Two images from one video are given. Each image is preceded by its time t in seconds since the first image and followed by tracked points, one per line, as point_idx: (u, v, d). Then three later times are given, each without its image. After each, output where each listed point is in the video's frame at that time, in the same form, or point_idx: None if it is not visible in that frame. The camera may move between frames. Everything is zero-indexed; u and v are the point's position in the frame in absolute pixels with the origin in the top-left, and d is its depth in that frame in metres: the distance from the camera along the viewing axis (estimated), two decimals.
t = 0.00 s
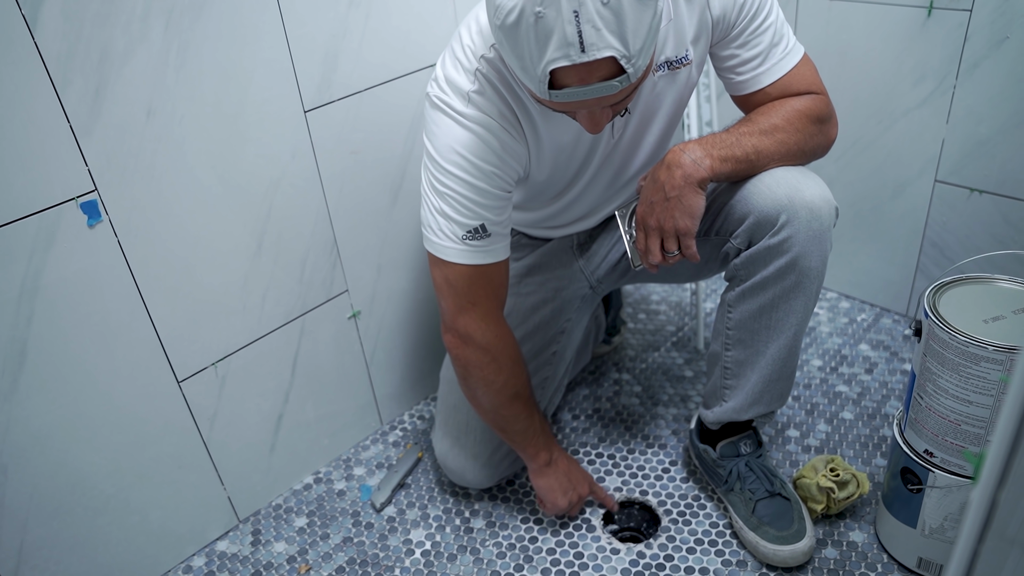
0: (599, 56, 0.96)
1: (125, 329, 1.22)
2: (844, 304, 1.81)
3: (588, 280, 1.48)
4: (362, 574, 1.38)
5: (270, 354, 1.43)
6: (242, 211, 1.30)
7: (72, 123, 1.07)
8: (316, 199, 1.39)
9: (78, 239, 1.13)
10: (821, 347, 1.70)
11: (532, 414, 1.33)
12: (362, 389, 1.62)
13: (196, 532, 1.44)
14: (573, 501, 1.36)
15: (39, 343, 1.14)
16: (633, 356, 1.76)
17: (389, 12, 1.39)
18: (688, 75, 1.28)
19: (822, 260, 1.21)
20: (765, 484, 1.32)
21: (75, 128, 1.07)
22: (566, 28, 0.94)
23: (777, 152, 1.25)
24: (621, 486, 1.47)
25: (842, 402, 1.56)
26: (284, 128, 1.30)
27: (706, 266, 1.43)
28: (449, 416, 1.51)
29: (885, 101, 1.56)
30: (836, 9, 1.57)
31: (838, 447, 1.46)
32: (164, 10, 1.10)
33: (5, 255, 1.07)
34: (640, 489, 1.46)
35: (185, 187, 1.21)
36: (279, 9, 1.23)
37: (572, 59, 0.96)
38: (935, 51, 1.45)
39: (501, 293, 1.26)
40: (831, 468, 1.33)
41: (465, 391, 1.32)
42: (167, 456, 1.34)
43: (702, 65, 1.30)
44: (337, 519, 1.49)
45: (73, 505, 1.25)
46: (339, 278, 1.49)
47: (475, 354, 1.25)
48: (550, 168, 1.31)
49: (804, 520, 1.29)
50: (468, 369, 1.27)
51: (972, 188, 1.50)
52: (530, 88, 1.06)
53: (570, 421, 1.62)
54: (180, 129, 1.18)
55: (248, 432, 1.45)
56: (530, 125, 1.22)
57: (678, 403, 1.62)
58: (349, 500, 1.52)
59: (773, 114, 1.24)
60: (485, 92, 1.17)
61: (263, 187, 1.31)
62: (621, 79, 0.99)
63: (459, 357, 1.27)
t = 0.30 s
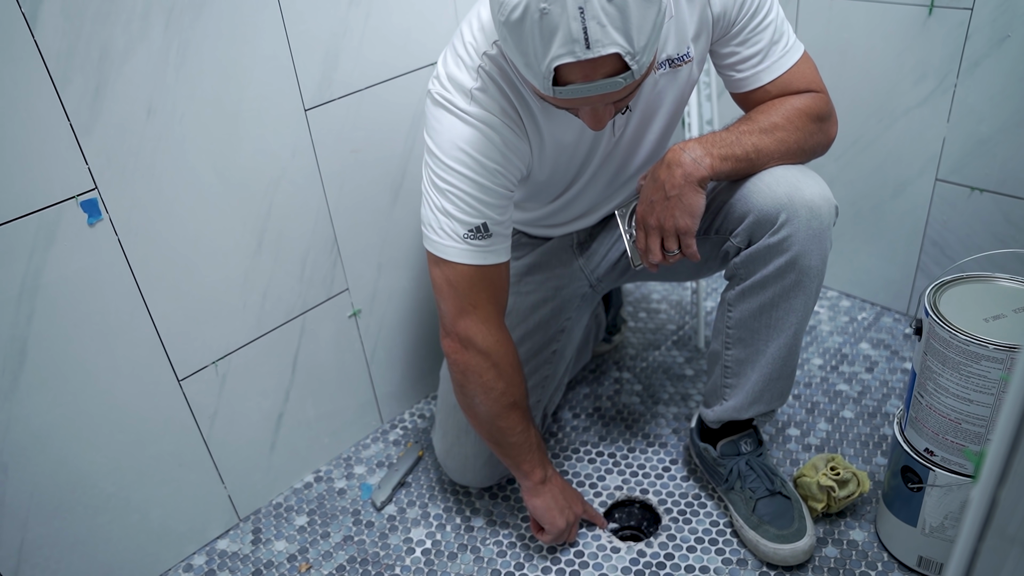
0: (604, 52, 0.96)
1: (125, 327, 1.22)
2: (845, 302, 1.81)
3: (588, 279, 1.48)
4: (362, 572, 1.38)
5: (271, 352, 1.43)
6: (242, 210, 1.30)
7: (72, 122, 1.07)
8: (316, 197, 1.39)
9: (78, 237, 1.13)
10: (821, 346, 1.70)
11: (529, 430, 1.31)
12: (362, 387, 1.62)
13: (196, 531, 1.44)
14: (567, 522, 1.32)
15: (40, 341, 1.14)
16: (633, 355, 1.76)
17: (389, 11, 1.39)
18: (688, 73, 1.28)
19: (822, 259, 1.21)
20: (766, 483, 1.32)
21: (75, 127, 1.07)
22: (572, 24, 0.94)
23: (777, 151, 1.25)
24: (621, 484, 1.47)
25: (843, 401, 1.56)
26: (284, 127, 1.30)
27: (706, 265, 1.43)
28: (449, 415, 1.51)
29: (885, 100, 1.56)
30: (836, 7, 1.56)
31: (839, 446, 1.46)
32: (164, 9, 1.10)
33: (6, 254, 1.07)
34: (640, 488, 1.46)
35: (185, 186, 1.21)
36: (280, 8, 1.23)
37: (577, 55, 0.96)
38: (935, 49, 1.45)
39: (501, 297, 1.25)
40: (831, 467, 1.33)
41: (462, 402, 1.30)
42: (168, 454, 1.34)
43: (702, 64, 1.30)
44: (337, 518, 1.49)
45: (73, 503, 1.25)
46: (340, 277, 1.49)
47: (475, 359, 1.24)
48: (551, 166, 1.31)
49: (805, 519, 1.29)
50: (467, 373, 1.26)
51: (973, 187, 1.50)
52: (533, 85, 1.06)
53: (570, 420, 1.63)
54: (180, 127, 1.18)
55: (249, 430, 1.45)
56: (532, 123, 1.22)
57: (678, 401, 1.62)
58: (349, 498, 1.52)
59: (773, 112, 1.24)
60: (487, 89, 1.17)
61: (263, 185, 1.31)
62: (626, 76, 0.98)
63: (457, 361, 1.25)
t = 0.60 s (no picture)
0: (590, 36, 0.95)
1: (125, 323, 1.22)
2: (844, 300, 1.81)
3: (587, 276, 1.48)
4: (362, 569, 1.38)
5: (271, 349, 1.43)
6: (241, 207, 1.30)
7: (72, 118, 1.07)
8: (315, 193, 1.39)
9: (77, 234, 1.13)
10: (821, 343, 1.70)
11: (552, 377, 1.37)
12: (362, 384, 1.62)
13: (196, 527, 1.44)
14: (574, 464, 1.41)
15: (39, 337, 1.14)
16: (633, 352, 1.76)
17: (389, 7, 1.38)
18: (687, 69, 1.27)
19: (820, 256, 1.21)
20: (765, 479, 1.32)
21: (74, 124, 1.07)
22: (558, 8, 0.94)
23: (775, 148, 1.25)
24: (621, 481, 1.47)
25: (842, 398, 1.56)
26: (283, 123, 1.30)
27: (705, 262, 1.42)
28: (449, 412, 1.51)
29: (886, 97, 1.56)
30: (836, 4, 1.56)
31: (838, 443, 1.46)
32: (163, 5, 1.10)
33: (5, 250, 1.07)
34: (640, 485, 1.46)
35: (183, 182, 1.21)
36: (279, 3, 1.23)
37: (563, 39, 0.96)
38: (935, 46, 1.45)
39: (508, 267, 1.28)
40: (830, 464, 1.33)
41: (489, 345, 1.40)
42: (167, 451, 1.34)
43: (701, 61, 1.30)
44: (337, 515, 1.49)
45: (73, 500, 1.25)
46: (339, 273, 1.49)
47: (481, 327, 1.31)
48: (543, 158, 1.31)
49: (804, 515, 1.29)
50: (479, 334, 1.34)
51: (973, 184, 1.50)
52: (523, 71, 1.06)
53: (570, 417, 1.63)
54: (179, 124, 1.17)
55: (248, 427, 1.45)
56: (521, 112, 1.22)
57: (678, 398, 1.62)
58: (349, 495, 1.53)
59: (771, 110, 1.24)
60: (473, 76, 1.18)
61: (263, 180, 1.31)
62: (612, 61, 0.98)
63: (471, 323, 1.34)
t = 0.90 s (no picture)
0: (560, 17, 0.94)
1: (125, 321, 1.22)
2: (844, 297, 1.81)
3: (585, 274, 1.48)
4: (362, 566, 1.38)
5: (271, 347, 1.43)
6: (242, 204, 1.30)
7: (71, 116, 1.07)
8: (314, 191, 1.39)
9: (77, 232, 1.13)
10: (820, 340, 1.70)
11: (585, 334, 1.40)
12: (362, 382, 1.62)
13: (196, 525, 1.44)
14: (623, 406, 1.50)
15: (39, 335, 1.14)
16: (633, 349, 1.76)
17: (388, 5, 1.38)
18: (681, 62, 1.27)
19: (821, 255, 1.22)
20: (765, 477, 1.32)
21: (74, 122, 1.07)
22: None
23: (773, 147, 1.25)
24: (620, 479, 1.47)
25: (842, 395, 1.56)
26: (282, 120, 1.30)
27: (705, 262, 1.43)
28: (448, 410, 1.51)
29: (886, 94, 1.56)
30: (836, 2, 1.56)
31: (838, 440, 1.46)
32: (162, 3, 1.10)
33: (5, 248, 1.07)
34: (640, 482, 1.46)
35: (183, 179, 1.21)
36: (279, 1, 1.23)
37: (534, 20, 0.95)
38: (935, 44, 1.45)
39: (527, 238, 1.33)
40: (830, 461, 1.33)
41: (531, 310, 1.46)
42: (168, 449, 1.34)
43: (694, 56, 1.29)
44: (337, 512, 1.49)
45: (73, 498, 1.25)
46: (339, 271, 1.49)
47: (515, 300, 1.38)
48: (540, 148, 1.31)
49: (804, 512, 1.29)
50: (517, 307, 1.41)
51: (973, 181, 1.50)
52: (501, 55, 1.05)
53: (570, 414, 1.63)
54: (178, 122, 1.17)
55: (248, 425, 1.45)
56: (512, 100, 1.23)
57: (678, 396, 1.63)
58: (349, 493, 1.53)
59: (767, 108, 1.24)
60: (462, 63, 1.20)
61: (263, 178, 1.31)
62: (585, 44, 0.97)
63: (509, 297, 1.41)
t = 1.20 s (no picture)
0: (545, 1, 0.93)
1: (126, 320, 1.22)
2: (846, 296, 1.81)
3: (587, 272, 1.48)
4: (364, 566, 1.38)
5: (272, 347, 1.44)
6: (243, 204, 1.30)
7: (72, 116, 1.07)
8: (316, 191, 1.39)
9: (78, 232, 1.13)
10: (822, 339, 1.70)
11: (509, 340, 1.39)
12: (363, 382, 1.62)
13: (197, 525, 1.44)
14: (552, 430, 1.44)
15: (41, 335, 1.14)
16: (634, 348, 1.76)
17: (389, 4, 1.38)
18: (677, 59, 1.27)
19: (829, 253, 1.22)
20: (767, 475, 1.32)
21: (75, 122, 1.07)
22: None
23: (780, 145, 1.24)
24: (622, 478, 1.47)
25: (844, 394, 1.56)
26: (283, 119, 1.30)
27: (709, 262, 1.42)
28: (450, 409, 1.51)
29: (888, 93, 1.56)
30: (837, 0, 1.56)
31: (840, 439, 1.46)
32: (164, 2, 1.10)
33: (7, 248, 1.07)
34: (642, 481, 1.46)
35: (184, 179, 1.21)
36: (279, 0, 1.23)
37: (518, 3, 0.94)
38: (936, 42, 1.45)
39: (473, 230, 1.34)
40: (832, 460, 1.33)
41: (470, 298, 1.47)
42: (169, 448, 1.35)
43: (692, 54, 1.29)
44: (338, 512, 1.49)
45: (75, 497, 1.26)
46: (341, 270, 1.49)
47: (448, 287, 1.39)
48: (529, 143, 1.31)
49: (806, 511, 1.29)
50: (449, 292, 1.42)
51: (975, 179, 1.50)
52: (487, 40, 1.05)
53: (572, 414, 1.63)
54: (180, 121, 1.18)
55: (250, 424, 1.45)
56: (499, 89, 1.23)
57: (679, 395, 1.63)
58: (350, 492, 1.53)
59: (771, 107, 1.24)
60: (453, 45, 1.21)
61: (264, 177, 1.31)
62: (569, 30, 0.96)
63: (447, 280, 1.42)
